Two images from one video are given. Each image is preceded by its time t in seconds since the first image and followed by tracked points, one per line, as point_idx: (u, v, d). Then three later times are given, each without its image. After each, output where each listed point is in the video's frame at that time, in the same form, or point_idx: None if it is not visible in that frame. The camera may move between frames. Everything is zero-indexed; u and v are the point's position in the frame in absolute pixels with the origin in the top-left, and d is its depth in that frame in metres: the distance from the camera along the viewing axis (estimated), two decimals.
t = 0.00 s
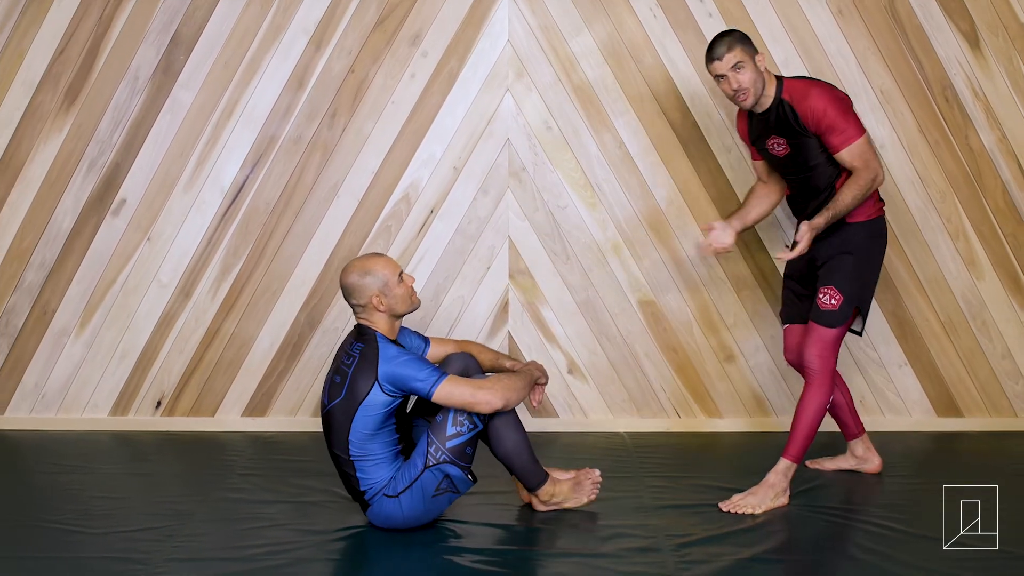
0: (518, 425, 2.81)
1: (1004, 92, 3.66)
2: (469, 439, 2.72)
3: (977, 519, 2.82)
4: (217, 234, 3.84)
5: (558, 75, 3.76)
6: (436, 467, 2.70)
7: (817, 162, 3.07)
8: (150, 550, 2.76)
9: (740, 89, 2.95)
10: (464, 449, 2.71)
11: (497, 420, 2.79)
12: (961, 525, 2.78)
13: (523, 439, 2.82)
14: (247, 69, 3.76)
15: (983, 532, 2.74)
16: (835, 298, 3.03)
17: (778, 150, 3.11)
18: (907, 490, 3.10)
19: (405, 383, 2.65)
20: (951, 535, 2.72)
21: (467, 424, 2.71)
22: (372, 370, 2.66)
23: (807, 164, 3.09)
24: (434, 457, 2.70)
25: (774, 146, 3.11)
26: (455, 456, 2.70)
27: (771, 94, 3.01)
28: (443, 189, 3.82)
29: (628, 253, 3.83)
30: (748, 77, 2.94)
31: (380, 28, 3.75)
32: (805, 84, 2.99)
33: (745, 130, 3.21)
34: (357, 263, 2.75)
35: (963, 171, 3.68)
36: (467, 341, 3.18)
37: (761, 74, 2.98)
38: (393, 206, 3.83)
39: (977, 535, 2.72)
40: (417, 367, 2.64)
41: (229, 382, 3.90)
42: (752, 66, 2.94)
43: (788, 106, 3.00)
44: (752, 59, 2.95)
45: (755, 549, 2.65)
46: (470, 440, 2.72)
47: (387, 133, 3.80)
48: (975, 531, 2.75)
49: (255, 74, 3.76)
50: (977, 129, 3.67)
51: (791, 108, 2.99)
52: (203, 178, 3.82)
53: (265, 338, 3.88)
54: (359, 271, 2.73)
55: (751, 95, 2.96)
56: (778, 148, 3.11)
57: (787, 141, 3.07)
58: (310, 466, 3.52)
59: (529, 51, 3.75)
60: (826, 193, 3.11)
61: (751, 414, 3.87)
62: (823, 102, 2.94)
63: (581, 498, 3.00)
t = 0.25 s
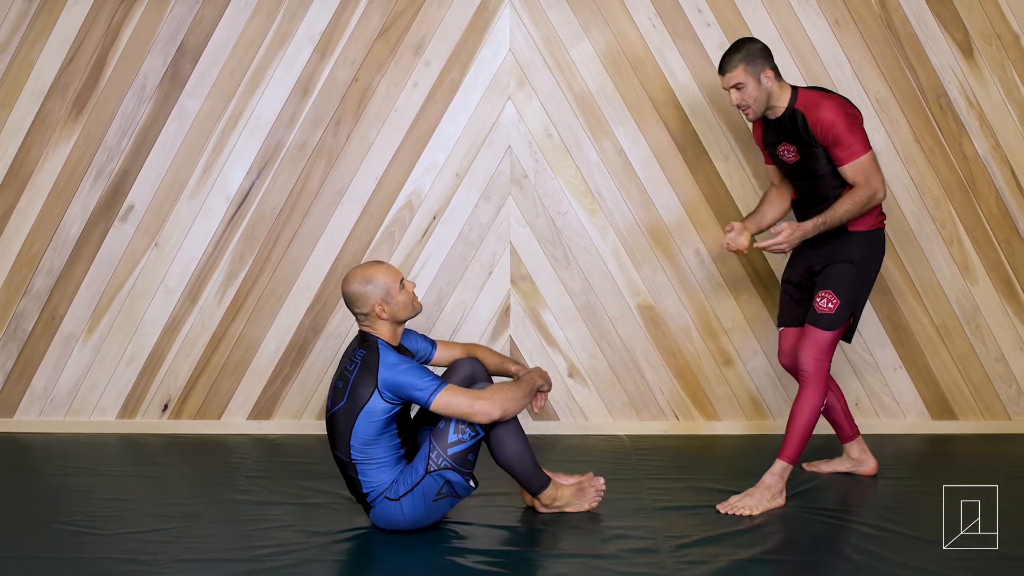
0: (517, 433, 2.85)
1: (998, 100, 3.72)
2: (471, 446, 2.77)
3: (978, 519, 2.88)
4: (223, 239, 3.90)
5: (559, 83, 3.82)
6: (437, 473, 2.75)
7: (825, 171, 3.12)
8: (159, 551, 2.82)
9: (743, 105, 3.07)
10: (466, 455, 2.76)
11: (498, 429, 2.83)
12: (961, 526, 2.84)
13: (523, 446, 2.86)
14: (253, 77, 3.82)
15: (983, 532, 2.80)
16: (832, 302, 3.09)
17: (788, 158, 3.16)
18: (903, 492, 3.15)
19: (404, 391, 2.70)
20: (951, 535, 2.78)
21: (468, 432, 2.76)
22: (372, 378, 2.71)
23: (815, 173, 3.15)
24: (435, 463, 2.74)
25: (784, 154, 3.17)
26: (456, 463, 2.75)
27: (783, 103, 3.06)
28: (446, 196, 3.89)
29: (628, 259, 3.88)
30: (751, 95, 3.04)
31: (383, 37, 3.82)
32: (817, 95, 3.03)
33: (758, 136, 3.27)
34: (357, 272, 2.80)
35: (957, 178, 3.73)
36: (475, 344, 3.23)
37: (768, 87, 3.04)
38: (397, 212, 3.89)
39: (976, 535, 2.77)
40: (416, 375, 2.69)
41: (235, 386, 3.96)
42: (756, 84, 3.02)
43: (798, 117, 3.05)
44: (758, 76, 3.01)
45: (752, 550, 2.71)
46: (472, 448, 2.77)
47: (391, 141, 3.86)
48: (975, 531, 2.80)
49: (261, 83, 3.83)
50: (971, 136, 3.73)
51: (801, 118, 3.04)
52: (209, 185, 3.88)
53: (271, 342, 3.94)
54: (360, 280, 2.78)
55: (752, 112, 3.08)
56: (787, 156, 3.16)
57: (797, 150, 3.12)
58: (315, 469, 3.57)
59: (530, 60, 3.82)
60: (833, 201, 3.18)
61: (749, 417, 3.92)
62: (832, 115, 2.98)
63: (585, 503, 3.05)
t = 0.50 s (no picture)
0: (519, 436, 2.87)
1: (994, 104, 3.76)
2: (473, 451, 2.78)
3: (978, 519, 2.91)
4: (226, 242, 3.93)
5: (559, 87, 3.85)
6: (438, 477, 2.77)
7: (830, 170, 3.15)
8: (162, 550, 2.85)
9: (757, 96, 3.08)
10: (467, 460, 2.78)
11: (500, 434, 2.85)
12: (961, 526, 2.86)
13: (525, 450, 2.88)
14: (255, 81, 3.86)
15: (983, 532, 2.82)
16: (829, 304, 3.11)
17: (793, 157, 3.20)
18: (899, 492, 3.18)
19: (407, 394, 2.72)
20: (952, 535, 2.80)
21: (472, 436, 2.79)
22: (377, 379, 2.74)
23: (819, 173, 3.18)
24: (437, 467, 2.76)
25: (790, 154, 3.21)
26: (457, 467, 2.77)
27: (793, 102, 3.12)
28: (446, 198, 3.92)
29: (627, 261, 3.92)
30: (767, 85, 3.05)
31: (385, 41, 3.85)
32: (825, 95, 3.09)
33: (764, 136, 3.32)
34: (365, 272, 2.83)
35: (954, 181, 3.77)
36: (480, 346, 3.26)
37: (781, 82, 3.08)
38: (398, 215, 3.92)
39: (976, 536, 2.80)
40: (421, 377, 2.72)
41: (237, 387, 3.99)
42: (772, 75, 3.05)
43: (806, 115, 3.10)
44: (774, 67, 3.05)
45: (750, 549, 2.73)
46: (473, 453, 2.79)
47: (392, 144, 3.89)
48: (975, 531, 2.82)
49: (263, 86, 3.86)
50: (967, 140, 3.76)
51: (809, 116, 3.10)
52: (212, 187, 3.91)
53: (273, 343, 3.97)
54: (367, 280, 2.80)
55: (767, 103, 3.08)
56: (792, 155, 3.20)
57: (803, 149, 3.16)
58: (317, 469, 3.60)
59: (530, 64, 3.85)
60: (834, 201, 3.20)
61: (747, 418, 3.95)
62: (840, 113, 3.04)
63: (585, 504, 3.07)
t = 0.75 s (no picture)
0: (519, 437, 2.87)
1: (994, 104, 3.76)
2: (473, 453, 2.78)
3: (978, 519, 2.91)
4: (225, 242, 3.93)
5: (559, 87, 3.85)
6: (439, 479, 2.77)
7: (833, 167, 3.14)
8: (161, 550, 2.85)
9: (761, 92, 3.07)
10: (468, 463, 2.78)
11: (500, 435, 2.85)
12: (961, 526, 2.86)
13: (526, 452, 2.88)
14: (255, 81, 3.86)
15: (983, 532, 2.82)
16: (829, 304, 3.11)
17: (796, 155, 3.20)
18: (899, 492, 3.18)
19: (410, 395, 2.72)
20: (952, 535, 2.80)
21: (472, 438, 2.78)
22: (380, 380, 2.74)
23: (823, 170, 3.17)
24: (437, 469, 2.76)
25: (792, 152, 3.20)
26: (457, 470, 2.76)
27: (795, 99, 3.13)
28: (446, 198, 3.92)
29: (627, 261, 3.92)
30: (771, 80, 3.05)
31: (384, 42, 3.85)
32: (828, 92, 3.11)
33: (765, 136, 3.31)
34: (370, 272, 2.82)
35: (953, 181, 3.77)
36: (482, 346, 3.26)
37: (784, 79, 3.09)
38: (398, 215, 3.92)
39: (976, 536, 2.80)
40: (424, 377, 2.71)
41: (237, 387, 3.99)
42: (776, 71, 3.05)
43: (809, 112, 3.11)
44: (778, 64, 3.06)
45: (750, 548, 2.74)
46: (474, 455, 2.79)
47: (392, 144, 3.89)
48: (975, 531, 2.82)
49: (263, 86, 3.86)
50: (967, 140, 3.76)
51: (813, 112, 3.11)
52: (212, 187, 3.91)
53: (273, 343, 3.97)
54: (372, 280, 2.80)
55: (771, 99, 3.08)
56: (795, 153, 3.20)
57: (806, 146, 3.16)
58: (317, 469, 3.60)
59: (530, 64, 3.85)
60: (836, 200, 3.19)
61: (747, 418, 3.95)
62: (845, 108, 3.06)
63: (585, 505, 3.07)
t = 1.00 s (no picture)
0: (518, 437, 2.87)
1: (994, 104, 3.76)
2: (474, 455, 2.78)
3: (978, 519, 2.91)
4: (225, 242, 3.93)
5: (559, 87, 3.85)
6: (439, 480, 2.77)
7: (836, 165, 3.15)
8: (161, 551, 2.85)
9: (766, 89, 3.08)
10: (468, 464, 2.78)
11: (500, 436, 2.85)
12: (961, 526, 2.86)
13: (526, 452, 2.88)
14: (255, 81, 3.86)
15: (983, 532, 2.82)
16: (829, 305, 3.11)
17: (799, 154, 3.20)
18: (899, 492, 3.18)
19: (412, 395, 2.72)
20: (952, 535, 2.80)
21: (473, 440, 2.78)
22: (382, 380, 2.74)
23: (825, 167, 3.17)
24: (437, 470, 2.76)
25: (796, 150, 3.21)
26: (457, 472, 2.76)
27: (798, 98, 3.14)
28: (446, 198, 3.92)
29: (627, 261, 3.92)
30: (776, 78, 3.06)
31: (384, 42, 3.85)
32: (829, 89, 3.11)
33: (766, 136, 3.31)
34: (374, 271, 2.82)
35: (953, 182, 3.77)
36: (483, 346, 3.26)
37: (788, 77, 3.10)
38: (398, 215, 3.92)
39: (976, 536, 2.80)
40: (425, 378, 2.71)
41: (237, 388, 3.99)
42: (781, 69, 3.06)
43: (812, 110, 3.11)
44: (782, 61, 3.07)
45: (750, 548, 2.74)
46: (475, 457, 2.79)
47: (392, 144, 3.89)
48: (975, 531, 2.82)
49: (263, 87, 3.86)
50: (967, 140, 3.76)
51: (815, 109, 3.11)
52: (213, 187, 3.91)
53: (273, 343, 3.97)
54: (376, 280, 2.80)
55: (777, 96, 3.08)
56: (798, 152, 3.20)
57: (809, 144, 3.17)
58: (317, 469, 3.60)
59: (530, 64, 3.85)
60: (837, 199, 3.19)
61: (747, 418, 3.95)
62: (846, 105, 3.05)
63: (585, 506, 3.07)
